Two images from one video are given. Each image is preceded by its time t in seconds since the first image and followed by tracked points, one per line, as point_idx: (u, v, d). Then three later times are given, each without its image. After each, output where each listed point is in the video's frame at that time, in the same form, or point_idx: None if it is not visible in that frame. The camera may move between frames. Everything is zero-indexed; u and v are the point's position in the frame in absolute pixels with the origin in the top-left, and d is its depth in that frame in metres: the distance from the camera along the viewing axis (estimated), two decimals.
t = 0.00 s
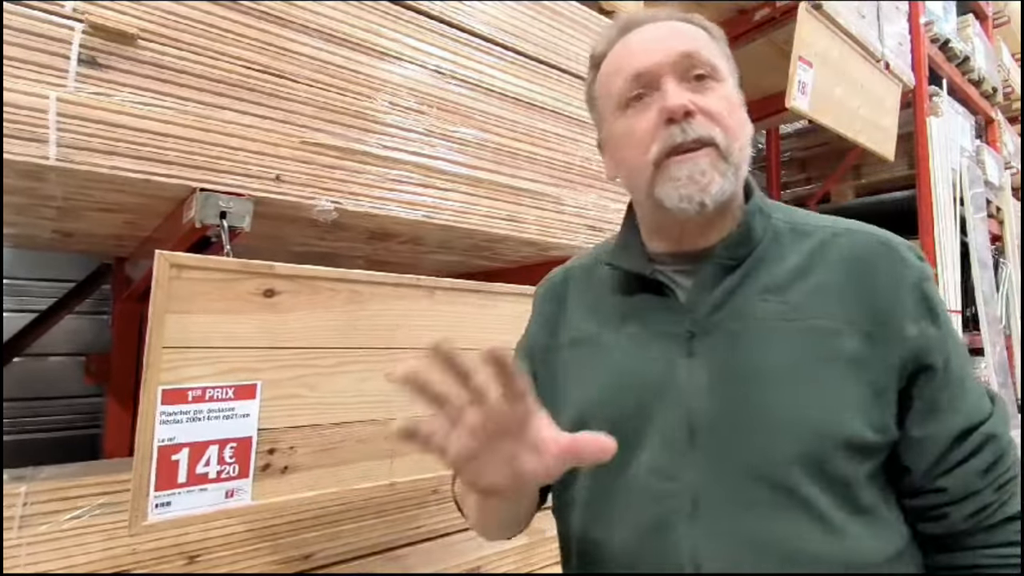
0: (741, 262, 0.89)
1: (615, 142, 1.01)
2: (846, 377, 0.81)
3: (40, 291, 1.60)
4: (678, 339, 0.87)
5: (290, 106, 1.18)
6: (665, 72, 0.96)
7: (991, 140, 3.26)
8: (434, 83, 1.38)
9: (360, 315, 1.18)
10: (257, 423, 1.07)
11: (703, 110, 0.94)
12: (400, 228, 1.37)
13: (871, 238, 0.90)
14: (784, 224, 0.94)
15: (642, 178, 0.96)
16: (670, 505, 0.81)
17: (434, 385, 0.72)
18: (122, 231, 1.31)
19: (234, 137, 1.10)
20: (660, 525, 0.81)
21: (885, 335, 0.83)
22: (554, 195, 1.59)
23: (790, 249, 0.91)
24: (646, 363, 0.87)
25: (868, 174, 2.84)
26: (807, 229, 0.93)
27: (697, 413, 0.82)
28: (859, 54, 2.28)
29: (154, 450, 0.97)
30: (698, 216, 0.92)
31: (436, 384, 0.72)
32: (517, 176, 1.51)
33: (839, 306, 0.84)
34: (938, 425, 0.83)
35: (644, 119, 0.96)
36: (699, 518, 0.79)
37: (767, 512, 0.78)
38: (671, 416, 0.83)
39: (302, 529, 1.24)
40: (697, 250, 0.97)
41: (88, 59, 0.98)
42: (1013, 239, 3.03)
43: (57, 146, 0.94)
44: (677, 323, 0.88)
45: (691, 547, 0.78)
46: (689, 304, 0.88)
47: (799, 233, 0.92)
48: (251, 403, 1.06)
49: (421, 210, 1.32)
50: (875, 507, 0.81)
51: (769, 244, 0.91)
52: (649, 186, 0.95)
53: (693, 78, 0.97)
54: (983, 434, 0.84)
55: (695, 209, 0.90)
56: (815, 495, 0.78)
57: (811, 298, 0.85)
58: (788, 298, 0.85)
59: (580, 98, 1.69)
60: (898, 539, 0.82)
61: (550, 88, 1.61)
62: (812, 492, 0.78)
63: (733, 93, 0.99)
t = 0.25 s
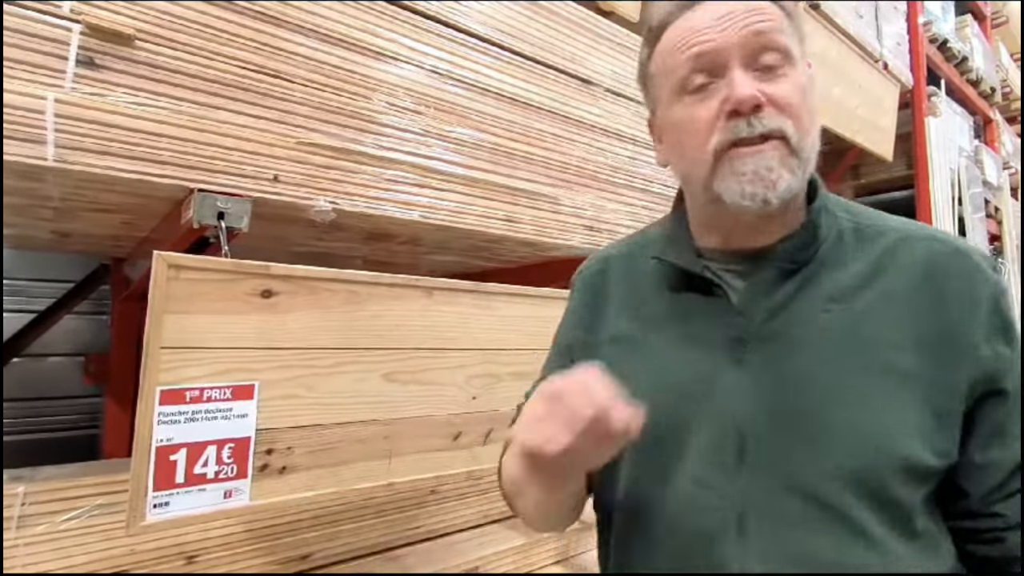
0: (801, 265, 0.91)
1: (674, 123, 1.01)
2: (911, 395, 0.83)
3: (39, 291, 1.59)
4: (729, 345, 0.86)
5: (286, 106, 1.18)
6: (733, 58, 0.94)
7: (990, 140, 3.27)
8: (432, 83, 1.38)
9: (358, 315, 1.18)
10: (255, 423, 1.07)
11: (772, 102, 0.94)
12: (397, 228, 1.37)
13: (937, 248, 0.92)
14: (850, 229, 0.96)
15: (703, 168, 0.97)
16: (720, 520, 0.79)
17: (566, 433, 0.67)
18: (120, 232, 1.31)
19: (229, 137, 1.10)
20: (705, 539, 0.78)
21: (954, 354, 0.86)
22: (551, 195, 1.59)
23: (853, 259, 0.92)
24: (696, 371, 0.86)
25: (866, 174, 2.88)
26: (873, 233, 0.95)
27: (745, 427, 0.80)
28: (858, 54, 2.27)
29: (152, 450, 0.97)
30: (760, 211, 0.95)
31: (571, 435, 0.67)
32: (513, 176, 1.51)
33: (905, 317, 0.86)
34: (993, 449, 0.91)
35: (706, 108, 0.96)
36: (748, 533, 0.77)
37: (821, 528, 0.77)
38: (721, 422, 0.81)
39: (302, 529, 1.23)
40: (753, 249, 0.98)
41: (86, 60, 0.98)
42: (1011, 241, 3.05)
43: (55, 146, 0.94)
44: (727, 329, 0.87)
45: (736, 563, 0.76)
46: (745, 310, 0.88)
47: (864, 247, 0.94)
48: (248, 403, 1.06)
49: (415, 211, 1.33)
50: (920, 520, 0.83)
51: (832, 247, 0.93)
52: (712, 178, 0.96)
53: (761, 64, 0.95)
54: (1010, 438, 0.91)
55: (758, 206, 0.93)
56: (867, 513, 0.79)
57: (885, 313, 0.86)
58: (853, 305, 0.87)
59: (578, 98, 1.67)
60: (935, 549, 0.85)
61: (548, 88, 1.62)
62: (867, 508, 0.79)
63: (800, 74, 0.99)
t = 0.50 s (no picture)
0: (828, 280, 0.88)
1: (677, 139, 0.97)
2: (931, 425, 0.80)
3: (36, 292, 1.60)
4: (744, 359, 0.87)
5: (276, 106, 1.18)
6: (718, 82, 0.87)
7: (987, 141, 3.29)
8: (425, 83, 1.38)
9: (355, 316, 1.18)
10: (254, 424, 1.07)
11: (752, 133, 0.86)
12: (393, 229, 1.38)
13: (977, 267, 0.87)
14: (890, 241, 0.91)
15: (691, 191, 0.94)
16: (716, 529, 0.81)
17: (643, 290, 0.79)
18: (118, 233, 1.32)
19: (218, 137, 1.10)
20: (701, 542, 0.81)
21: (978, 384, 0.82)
22: (546, 196, 1.60)
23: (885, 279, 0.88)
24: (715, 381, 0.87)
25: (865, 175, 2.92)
26: (912, 245, 0.91)
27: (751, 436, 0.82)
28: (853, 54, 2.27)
29: (151, 452, 0.97)
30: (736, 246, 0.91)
31: (647, 292, 0.79)
32: (504, 176, 1.51)
33: (934, 346, 0.82)
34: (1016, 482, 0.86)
35: (694, 132, 0.91)
36: (742, 548, 0.79)
37: (818, 554, 0.77)
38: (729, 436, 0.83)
39: (304, 529, 1.24)
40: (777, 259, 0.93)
41: (85, 62, 0.99)
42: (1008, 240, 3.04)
43: (53, 148, 0.95)
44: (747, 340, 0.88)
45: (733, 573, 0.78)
46: (764, 321, 0.88)
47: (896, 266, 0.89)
48: (247, 404, 1.06)
49: (404, 211, 1.33)
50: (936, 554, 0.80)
51: (868, 260, 0.89)
52: (696, 205, 0.93)
53: (753, 86, 0.86)
54: None
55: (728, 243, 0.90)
56: (873, 541, 0.78)
57: (909, 338, 0.83)
58: (881, 327, 0.84)
59: (571, 99, 1.67)
60: None
61: (542, 89, 1.62)
62: (872, 537, 0.78)
63: (803, 95, 0.88)
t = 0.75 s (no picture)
0: (785, 279, 0.95)
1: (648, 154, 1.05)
2: (884, 404, 0.87)
3: (35, 293, 1.60)
4: (718, 351, 0.90)
5: (266, 106, 1.16)
6: (688, 108, 0.95)
7: (983, 143, 3.30)
8: (422, 84, 1.38)
9: (355, 318, 1.18)
10: (255, 425, 1.08)
11: (715, 157, 0.95)
12: (393, 231, 1.38)
13: (916, 264, 0.96)
14: (839, 244, 0.99)
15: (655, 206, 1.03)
16: (697, 525, 0.83)
17: (601, 367, 0.76)
18: (119, 235, 1.32)
19: (205, 137, 1.09)
20: (681, 535, 0.83)
21: (927, 365, 0.89)
22: (546, 198, 1.60)
23: (835, 275, 0.95)
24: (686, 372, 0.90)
25: (858, 176, 3.00)
26: (858, 247, 0.98)
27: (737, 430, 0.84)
28: (846, 56, 2.28)
29: (153, 453, 0.98)
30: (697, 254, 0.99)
31: (603, 372, 0.76)
32: (496, 177, 1.49)
33: (883, 331, 0.90)
34: (966, 450, 0.91)
35: (664, 150, 0.99)
36: (728, 536, 0.82)
37: (789, 527, 0.83)
38: (704, 429, 0.85)
39: (306, 529, 1.24)
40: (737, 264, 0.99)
41: (87, 66, 0.99)
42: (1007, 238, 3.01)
43: (57, 151, 0.95)
44: (719, 334, 0.92)
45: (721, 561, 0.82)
46: (735, 319, 0.93)
47: (848, 263, 0.96)
48: (248, 405, 1.06)
49: (400, 212, 1.32)
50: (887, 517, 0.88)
51: (819, 261, 0.96)
52: (660, 218, 1.02)
53: (720, 113, 0.95)
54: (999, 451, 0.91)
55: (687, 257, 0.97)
56: (837, 512, 0.85)
57: (861, 326, 0.90)
58: (834, 318, 0.91)
59: (566, 99, 1.68)
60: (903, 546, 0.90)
61: (540, 90, 1.62)
62: (837, 509, 0.85)
63: (763, 126, 0.97)
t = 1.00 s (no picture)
0: (698, 276, 0.91)
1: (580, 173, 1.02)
2: (791, 377, 0.84)
3: (31, 293, 1.60)
4: (645, 346, 0.88)
5: (261, 106, 1.16)
6: (619, 120, 0.93)
7: (982, 143, 3.31)
8: (423, 86, 1.39)
9: (356, 318, 1.19)
10: (255, 425, 1.08)
11: (649, 163, 0.92)
12: (393, 232, 1.38)
13: (806, 253, 0.92)
14: (739, 241, 0.94)
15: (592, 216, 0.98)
16: (647, 502, 0.83)
17: (574, 421, 0.77)
18: (121, 236, 1.32)
19: (200, 137, 1.09)
20: (641, 516, 0.84)
21: (826, 339, 0.86)
22: (546, 199, 1.61)
23: (743, 264, 0.91)
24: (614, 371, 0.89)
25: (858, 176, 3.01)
26: (764, 244, 0.94)
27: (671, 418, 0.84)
28: (847, 56, 2.28)
29: (154, 453, 0.98)
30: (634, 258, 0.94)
31: (575, 427, 0.77)
32: (495, 177, 1.50)
33: (780, 312, 0.87)
34: (865, 415, 0.87)
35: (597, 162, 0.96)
36: (675, 509, 0.82)
37: (733, 502, 0.81)
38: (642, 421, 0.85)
39: (307, 529, 1.25)
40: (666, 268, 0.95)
41: (89, 68, 1.00)
42: (1005, 240, 3.04)
43: (58, 153, 0.96)
44: (644, 333, 0.89)
45: (670, 534, 0.82)
46: (659, 314, 0.89)
47: (753, 251, 0.93)
48: (249, 406, 1.07)
49: (413, 214, 1.35)
50: (816, 489, 0.86)
51: (726, 257, 0.92)
52: (598, 225, 0.97)
53: (648, 126, 0.93)
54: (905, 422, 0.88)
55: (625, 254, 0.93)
56: (760, 489, 0.81)
57: (764, 307, 0.87)
58: (743, 305, 0.87)
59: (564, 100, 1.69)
60: (831, 517, 0.86)
61: (540, 92, 1.63)
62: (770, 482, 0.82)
63: (690, 135, 0.95)
